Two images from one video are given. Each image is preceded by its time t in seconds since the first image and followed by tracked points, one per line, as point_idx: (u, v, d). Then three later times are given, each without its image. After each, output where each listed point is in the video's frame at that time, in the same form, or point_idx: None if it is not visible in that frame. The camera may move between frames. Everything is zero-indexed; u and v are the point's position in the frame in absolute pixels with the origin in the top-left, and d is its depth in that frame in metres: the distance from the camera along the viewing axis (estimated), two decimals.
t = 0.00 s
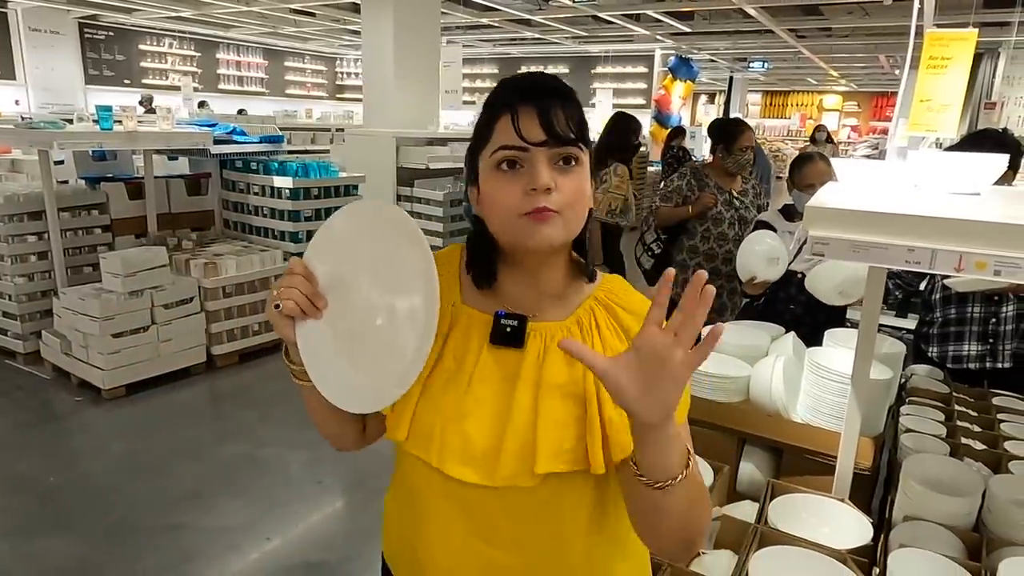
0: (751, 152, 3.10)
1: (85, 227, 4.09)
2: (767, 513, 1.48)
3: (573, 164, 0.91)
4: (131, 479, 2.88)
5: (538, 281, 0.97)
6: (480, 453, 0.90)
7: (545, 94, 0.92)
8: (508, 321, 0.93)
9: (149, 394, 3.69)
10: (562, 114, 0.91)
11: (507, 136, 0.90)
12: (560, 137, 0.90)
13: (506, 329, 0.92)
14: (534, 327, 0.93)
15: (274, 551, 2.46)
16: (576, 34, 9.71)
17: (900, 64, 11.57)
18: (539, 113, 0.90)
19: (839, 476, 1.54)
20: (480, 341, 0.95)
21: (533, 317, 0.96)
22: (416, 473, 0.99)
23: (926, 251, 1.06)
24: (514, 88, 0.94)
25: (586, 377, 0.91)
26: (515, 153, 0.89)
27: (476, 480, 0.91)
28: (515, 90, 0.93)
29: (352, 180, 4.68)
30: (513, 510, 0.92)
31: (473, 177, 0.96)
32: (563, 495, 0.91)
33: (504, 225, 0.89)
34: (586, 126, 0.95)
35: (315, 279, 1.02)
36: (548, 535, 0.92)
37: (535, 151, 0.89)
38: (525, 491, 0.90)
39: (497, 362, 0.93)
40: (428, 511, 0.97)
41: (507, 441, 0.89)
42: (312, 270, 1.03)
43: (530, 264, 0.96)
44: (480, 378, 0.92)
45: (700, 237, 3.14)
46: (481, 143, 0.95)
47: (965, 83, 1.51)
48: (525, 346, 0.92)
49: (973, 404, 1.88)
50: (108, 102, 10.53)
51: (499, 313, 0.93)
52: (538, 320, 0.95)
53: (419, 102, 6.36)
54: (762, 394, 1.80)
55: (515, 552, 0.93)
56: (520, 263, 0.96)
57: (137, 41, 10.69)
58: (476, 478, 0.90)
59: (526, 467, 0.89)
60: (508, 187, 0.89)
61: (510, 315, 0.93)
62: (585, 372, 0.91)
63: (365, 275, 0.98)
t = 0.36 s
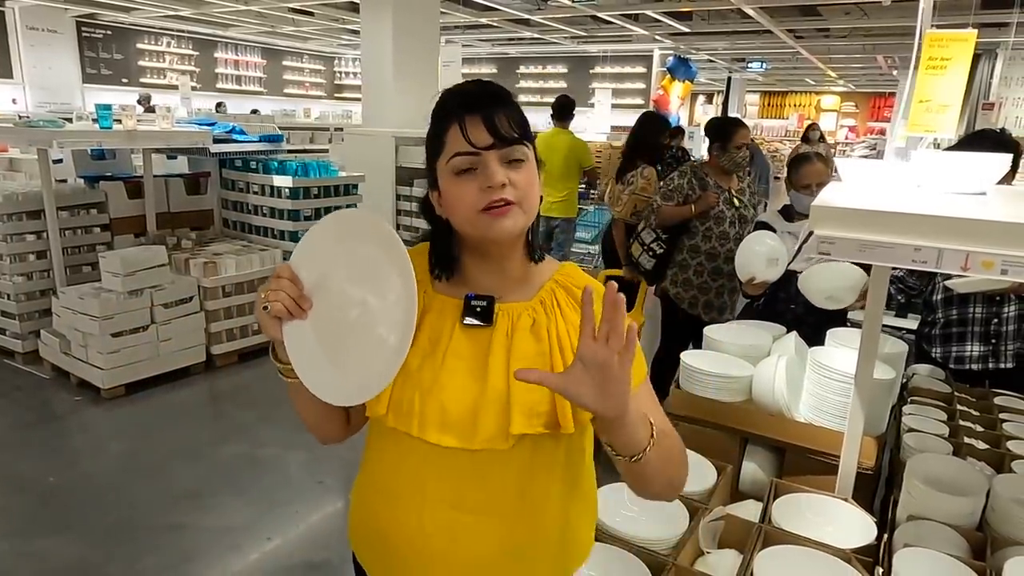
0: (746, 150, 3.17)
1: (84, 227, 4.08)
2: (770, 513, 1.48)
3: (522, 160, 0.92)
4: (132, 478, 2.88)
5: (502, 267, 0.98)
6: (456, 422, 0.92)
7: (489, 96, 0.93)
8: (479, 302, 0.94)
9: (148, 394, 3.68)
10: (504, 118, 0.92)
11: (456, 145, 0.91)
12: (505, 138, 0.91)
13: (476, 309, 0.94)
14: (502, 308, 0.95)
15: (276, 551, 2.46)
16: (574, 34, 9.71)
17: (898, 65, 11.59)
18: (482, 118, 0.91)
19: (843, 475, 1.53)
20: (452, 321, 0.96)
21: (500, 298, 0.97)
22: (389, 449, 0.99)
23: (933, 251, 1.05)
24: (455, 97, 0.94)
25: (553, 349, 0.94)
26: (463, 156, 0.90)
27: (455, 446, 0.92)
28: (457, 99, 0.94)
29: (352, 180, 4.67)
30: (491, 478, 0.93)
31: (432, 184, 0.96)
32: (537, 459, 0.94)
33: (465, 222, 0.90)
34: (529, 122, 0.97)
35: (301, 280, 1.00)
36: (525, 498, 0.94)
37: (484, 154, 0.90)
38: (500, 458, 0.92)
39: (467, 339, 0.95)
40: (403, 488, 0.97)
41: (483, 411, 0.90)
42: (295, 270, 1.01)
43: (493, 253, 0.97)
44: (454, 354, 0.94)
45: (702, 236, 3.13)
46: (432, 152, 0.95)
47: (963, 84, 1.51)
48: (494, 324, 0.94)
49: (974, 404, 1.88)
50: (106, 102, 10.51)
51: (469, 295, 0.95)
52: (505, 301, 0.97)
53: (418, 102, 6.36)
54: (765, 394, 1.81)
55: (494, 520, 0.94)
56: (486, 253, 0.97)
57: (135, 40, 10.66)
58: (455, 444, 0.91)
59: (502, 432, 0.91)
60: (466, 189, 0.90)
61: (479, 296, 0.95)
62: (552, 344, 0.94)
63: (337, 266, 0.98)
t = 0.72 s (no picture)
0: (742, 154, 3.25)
1: (81, 226, 4.06)
2: (772, 513, 1.48)
3: (521, 156, 0.91)
4: (130, 479, 2.86)
5: (500, 263, 0.98)
6: (454, 412, 0.91)
7: (488, 95, 0.93)
8: (478, 295, 0.93)
9: (146, 394, 3.67)
10: (502, 113, 0.92)
11: (456, 139, 0.91)
12: (505, 134, 0.90)
13: (476, 302, 0.93)
14: (502, 301, 0.94)
15: (276, 550, 2.46)
16: (572, 34, 9.70)
17: (894, 65, 11.60)
18: (482, 113, 0.91)
19: (845, 474, 1.53)
20: (452, 315, 0.95)
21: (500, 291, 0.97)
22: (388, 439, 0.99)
23: (936, 250, 1.05)
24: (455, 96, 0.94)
25: (555, 341, 0.92)
26: (460, 151, 0.90)
27: (453, 437, 0.90)
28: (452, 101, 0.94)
29: (350, 179, 4.66)
30: (490, 470, 0.92)
31: (433, 180, 0.96)
32: (538, 449, 0.93)
33: (460, 215, 0.90)
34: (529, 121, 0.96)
35: (310, 269, 0.99)
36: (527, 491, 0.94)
37: (483, 148, 0.90)
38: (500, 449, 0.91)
39: (467, 330, 0.94)
40: (401, 481, 0.96)
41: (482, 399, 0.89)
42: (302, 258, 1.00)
43: (489, 249, 0.96)
44: (453, 346, 0.93)
45: (696, 237, 3.12)
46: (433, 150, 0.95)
47: (960, 85, 1.51)
48: (494, 317, 0.93)
49: (974, 404, 1.89)
50: (102, 101, 10.47)
51: (469, 288, 0.94)
52: (504, 294, 0.96)
53: (416, 102, 6.36)
54: (765, 393, 1.82)
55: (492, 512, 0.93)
56: (483, 247, 0.97)
57: (131, 39, 10.63)
58: (453, 435, 0.90)
59: (501, 423, 0.90)
60: (463, 182, 0.89)
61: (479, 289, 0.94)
62: (554, 334, 0.93)
63: (343, 256, 0.98)
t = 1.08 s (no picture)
0: (740, 156, 3.19)
1: (76, 226, 4.05)
2: (770, 512, 1.48)
3: (535, 161, 0.91)
4: (126, 479, 2.85)
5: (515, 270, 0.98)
6: (460, 426, 0.90)
7: (502, 98, 0.92)
8: (490, 306, 0.93)
9: (141, 394, 3.66)
10: (515, 119, 0.91)
11: (468, 150, 0.90)
12: (518, 141, 0.90)
13: (488, 313, 0.93)
14: (515, 313, 0.94)
15: (273, 550, 2.45)
16: (568, 33, 9.71)
17: (890, 65, 11.62)
18: (493, 120, 0.90)
19: (842, 474, 1.54)
20: (462, 325, 0.95)
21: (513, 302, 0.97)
22: (394, 452, 0.98)
23: (934, 250, 1.06)
24: (467, 99, 0.93)
25: (568, 357, 0.91)
26: (473, 158, 0.90)
27: (459, 454, 0.90)
28: (464, 104, 0.93)
29: (347, 179, 4.66)
30: (495, 488, 0.91)
31: (444, 189, 0.95)
32: (546, 471, 0.91)
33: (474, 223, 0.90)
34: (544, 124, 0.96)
35: (310, 278, 1.03)
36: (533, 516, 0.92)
37: (496, 157, 0.89)
38: (506, 468, 0.90)
39: (478, 344, 0.93)
40: (405, 493, 0.96)
41: (489, 412, 0.89)
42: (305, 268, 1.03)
43: (505, 257, 0.96)
44: (463, 356, 0.93)
45: (692, 238, 3.14)
46: (445, 154, 0.94)
47: (953, 85, 1.52)
48: (506, 329, 0.93)
49: (970, 403, 1.89)
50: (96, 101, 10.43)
51: (481, 298, 0.94)
52: (520, 305, 0.96)
53: (412, 102, 6.35)
54: (762, 392, 1.82)
55: (495, 532, 0.92)
56: (499, 256, 0.97)
57: (127, 38, 10.60)
58: (459, 451, 0.90)
59: (508, 441, 0.89)
60: (477, 190, 0.89)
61: (491, 299, 0.94)
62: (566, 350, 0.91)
63: (352, 267, 1.00)
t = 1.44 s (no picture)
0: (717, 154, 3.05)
1: (69, 226, 4.04)
2: (764, 510, 1.48)
3: (536, 190, 0.84)
4: (120, 480, 2.85)
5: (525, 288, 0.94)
6: (465, 445, 0.89)
7: (499, 119, 0.83)
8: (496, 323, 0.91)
9: (135, 395, 3.65)
10: (514, 145, 0.82)
11: (466, 179, 0.84)
12: (517, 172, 0.82)
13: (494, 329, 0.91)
14: (520, 328, 0.91)
15: (267, 551, 2.44)
16: (563, 33, 9.70)
17: (883, 66, 11.67)
18: (490, 150, 0.82)
19: (835, 472, 1.55)
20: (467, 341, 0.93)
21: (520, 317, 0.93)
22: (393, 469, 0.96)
23: (925, 249, 1.06)
24: (461, 121, 0.85)
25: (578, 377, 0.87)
26: (471, 188, 0.84)
27: (461, 475, 0.88)
28: (458, 125, 0.86)
29: (342, 179, 4.65)
30: (496, 513, 0.87)
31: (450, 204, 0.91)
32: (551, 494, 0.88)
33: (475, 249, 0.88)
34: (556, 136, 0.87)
35: (353, 299, 0.93)
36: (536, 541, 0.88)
37: (496, 189, 0.83)
38: (508, 490, 0.87)
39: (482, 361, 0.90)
40: (403, 512, 0.93)
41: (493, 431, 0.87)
42: (350, 284, 0.93)
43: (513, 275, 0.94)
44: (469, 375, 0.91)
45: (667, 241, 3.03)
46: (446, 172, 0.89)
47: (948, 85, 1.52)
48: (511, 344, 0.90)
49: (963, 402, 1.90)
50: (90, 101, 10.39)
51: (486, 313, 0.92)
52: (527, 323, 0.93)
53: (407, 102, 6.35)
54: (757, 391, 1.81)
55: (497, 557, 0.88)
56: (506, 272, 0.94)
57: (121, 38, 10.56)
58: (462, 471, 0.88)
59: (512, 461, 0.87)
60: (479, 222, 0.85)
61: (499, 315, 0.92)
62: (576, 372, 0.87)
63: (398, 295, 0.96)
